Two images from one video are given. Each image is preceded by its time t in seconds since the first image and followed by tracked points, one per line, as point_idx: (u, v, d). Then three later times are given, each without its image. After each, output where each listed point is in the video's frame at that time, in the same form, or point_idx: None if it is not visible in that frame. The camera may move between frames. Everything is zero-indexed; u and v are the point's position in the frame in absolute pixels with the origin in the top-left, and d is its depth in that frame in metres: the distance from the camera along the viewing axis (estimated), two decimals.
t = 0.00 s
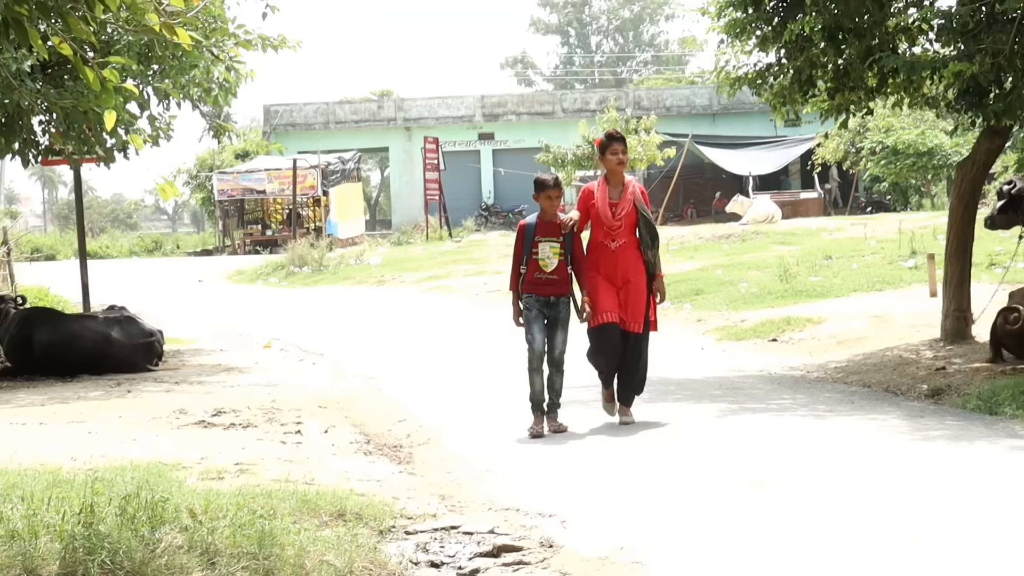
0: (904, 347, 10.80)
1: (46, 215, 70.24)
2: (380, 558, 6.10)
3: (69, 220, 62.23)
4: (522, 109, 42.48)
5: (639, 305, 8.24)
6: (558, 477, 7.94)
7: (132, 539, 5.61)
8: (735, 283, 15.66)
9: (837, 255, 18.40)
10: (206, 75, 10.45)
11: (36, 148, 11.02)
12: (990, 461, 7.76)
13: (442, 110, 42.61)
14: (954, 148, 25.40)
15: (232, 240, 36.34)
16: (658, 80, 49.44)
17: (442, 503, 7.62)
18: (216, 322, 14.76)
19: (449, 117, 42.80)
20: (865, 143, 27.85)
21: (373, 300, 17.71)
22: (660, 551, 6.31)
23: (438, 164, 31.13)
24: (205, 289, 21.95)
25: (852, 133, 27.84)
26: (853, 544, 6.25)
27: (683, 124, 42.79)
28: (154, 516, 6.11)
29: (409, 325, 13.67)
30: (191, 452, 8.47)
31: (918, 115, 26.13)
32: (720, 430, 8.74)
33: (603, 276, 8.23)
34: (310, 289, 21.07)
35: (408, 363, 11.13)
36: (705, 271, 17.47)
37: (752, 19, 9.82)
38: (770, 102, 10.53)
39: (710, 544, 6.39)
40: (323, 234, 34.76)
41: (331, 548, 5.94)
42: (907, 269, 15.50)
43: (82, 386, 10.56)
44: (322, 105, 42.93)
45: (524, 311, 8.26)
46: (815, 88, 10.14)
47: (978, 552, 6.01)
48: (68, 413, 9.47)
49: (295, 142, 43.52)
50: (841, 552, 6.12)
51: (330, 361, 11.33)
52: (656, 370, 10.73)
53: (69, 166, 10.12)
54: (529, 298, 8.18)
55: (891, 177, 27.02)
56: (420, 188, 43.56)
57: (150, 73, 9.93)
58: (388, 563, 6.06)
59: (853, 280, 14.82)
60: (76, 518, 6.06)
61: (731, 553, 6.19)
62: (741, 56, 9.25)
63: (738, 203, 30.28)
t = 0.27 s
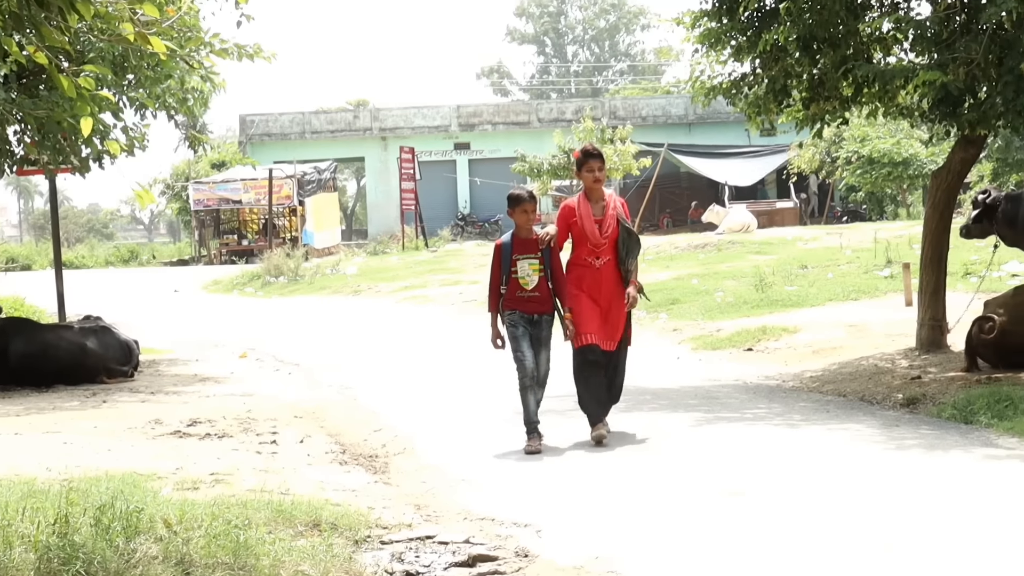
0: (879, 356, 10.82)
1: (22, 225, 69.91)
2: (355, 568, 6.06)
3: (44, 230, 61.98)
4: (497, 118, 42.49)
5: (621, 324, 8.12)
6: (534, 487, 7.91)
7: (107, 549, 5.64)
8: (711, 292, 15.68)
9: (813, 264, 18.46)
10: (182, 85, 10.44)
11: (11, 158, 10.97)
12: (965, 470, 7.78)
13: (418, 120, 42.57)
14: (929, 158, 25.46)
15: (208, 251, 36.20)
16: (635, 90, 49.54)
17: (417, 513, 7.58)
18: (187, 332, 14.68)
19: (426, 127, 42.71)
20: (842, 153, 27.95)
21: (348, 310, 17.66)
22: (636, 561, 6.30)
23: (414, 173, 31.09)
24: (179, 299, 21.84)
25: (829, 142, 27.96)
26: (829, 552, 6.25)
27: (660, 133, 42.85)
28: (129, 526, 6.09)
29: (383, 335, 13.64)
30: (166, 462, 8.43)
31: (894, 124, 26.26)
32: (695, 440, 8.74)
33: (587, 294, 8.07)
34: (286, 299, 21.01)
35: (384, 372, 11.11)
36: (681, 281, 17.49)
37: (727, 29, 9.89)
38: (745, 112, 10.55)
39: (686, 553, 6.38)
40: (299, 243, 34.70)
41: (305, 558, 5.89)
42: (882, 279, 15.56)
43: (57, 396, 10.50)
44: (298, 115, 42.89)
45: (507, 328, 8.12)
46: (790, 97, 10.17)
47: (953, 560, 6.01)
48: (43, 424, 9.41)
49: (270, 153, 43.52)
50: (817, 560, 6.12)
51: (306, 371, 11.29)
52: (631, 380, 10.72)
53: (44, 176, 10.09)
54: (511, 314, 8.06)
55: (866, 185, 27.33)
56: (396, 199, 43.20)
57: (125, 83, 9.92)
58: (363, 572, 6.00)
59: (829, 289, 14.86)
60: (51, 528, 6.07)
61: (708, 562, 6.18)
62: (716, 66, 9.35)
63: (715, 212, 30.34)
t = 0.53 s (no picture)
0: (869, 363, 10.83)
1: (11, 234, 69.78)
2: None
3: (34, 239, 61.88)
4: (487, 127, 42.47)
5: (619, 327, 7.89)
6: (525, 495, 7.89)
7: (96, 558, 5.69)
8: (701, 300, 15.69)
9: (803, 271, 18.49)
10: (171, 94, 10.46)
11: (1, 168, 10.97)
12: (956, 476, 7.78)
13: (408, 129, 42.52)
14: (918, 165, 25.53)
15: (198, 260, 36.19)
16: (625, 98, 49.57)
17: (408, 521, 7.56)
18: (176, 341, 14.67)
19: (415, 135, 42.69)
20: (832, 161, 28.04)
21: (338, 319, 17.66)
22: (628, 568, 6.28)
23: (404, 183, 31.10)
24: (169, 308, 21.84)
25: (818, 149, 28.04)
26: (820, 559, 6.25)
27: (650, 142, 42.88)
28: (119, 534, 6.08)
29: (373, 343, 13.64)
30: (156, 471, 8.41)
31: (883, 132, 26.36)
32: (686, 448, 8.73)
33: (582, 297, 7.84)
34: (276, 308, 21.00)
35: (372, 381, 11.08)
36: (671, 288, 17.51)
37: (716, 36, 9.88)
38: (734, 120, 10.58)
39: (676, 561, 6.37)
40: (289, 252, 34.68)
41: (296, 565, 5.86)
42: (872, 286, 15.59)
43: (47, 406, 10.48)
44: (288, 124, 42.91)
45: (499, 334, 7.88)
46: (780, 104, 10.19)
47: (944, 566, 6.02)
48: (32, 433, 9.38)
49: (260, 161, 43.61)
50: (808, 567, 6.11)
51: (295, 380, 11.28)
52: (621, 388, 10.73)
53: (33, 185, 10.09)
54: (503, 320, 7.82)
55: (856, 194, 27.38)
56: (386, 208, 43.34)
57: (113, 92, 9.93)
58: None
59: (818, 297, 14.89)
60: (40, 537, 6.08)
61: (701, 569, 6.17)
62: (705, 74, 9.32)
63: (705, 220, 30.39)
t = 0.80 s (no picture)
0: (859, 368, 10.85)
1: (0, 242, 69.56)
2: None
3: (24, 247, 61.64)
4: (476, 134, 42.27)
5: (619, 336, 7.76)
6: (515, 501, 7.90)
7: (85, 566, 5.76)
8: (691, 305, 15.71)
9: (792, 276, 18.51)
10: (159, 103, 10.48)
11: None
12: (944, 479, 7.80)
13: (397, 135, 42.53)
14: (907, 169, 25.54)
15: (187, 267, 36.14)
16: (615, 104, 49.56)
17: (397, 528, 7.55)
18: (165, 349, 14.65)
19: (405, 142, 42.69)
20: (821, 165, 28.06)
21: (327, 326, 17.65)
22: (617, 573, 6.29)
23: (392, 189, 31.05)
24: (159, 316, 21.80)
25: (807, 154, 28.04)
26: (809, 563, 6.26)
27: (640, 148, 42.84)
28: (109, 542, 6.11)
29: (362, 350, 13.64)
30: (145, 478, 8.40)
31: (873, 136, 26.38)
32: (675, 453, 8.74)
33: (578, 308, 7.79)
34: (266, 315, 20.98)
35: (362, 387, 11.09)
36: (661, 294, 17.52)
37: (704, 42, 9.88)
38: (724, 125, 10.59)
39: (665, 565, 6.37)
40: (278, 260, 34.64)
41: (283, 572, 5.85)
42: (862, 290, 15.62)
43: (37, 413, 10.48)
44: (277, 131, 42.81)
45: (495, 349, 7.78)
46: (768, 110, 10.19)
47: (932, 570, 6.03)
48: (22, 441, 9.37)
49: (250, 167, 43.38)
50: (796, 572, 6.12)
51: (285, 387, 11.27)
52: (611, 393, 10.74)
53: (22, 194, 10.10)
54: (500, 334, 7.73)
55: (846, 199, 27.31)
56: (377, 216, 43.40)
57: (101, 100, 9.95)
58: None
59: (808, 301, 14.91)
60: (29, 545, 6.11)
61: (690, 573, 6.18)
62: (694, 79, 9.32)
63: (695, 226, 30.37)
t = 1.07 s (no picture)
0: (833, 375, 10.88)
1: None
2: None
3: None
4: (452, 139, 41.82)
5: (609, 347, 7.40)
6: (489, 508, 7.89)
7: (59, 570, 6.00)
8: (666, 313, 15.75)
9: (767, 284, 18.59)
10: (135, 107, 10.47)
11: None
12: (917, 487, 7.84)
13: (373, 140, 42.01)
14: (883, 177, 25.66)
15: (163, 271, 35.93)
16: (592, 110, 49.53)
17: (370, 534, 7.54)
18: (136, 354, 14.57)
19: (381, 147, 42.13)
20: (798, 173, 28.15)
21: (301, 331, 17.62)
22: None
23: (369, 195, 30.97)
24: (132, 320, 21.70)
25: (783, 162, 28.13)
26: (806, 569, 6.27)
27: (615, 153, 42.26)
28: (82, 547, 6.34)
29: (336, 356, 13.61)
30: (118, 483, 8.37)
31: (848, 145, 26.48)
32: (649, 460, 8.76)
33: (567, 316, 7.47)
34: (240, 320, 20.88)
35: (337, 393, 11.07)
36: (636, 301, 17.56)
37: (680, 49, 9.90)
38: (699, 132, 10.61)
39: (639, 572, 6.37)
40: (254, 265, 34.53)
41: None
42: (836, 299, 15.70)
43: (11, 418, 10.42)
44: (253, 136, 42.39)
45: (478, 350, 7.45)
46: (743, 118, 10.21)
47: None
48: None
49: (226, 173, 43.07)
50: None
51: (260, 392, 11.25)
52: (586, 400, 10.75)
53: None
54: (483, 335, 7.39)
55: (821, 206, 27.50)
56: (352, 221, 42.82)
57: (75, 104, 9.94)
58: None
59: (783, 309, 14.97)
60: (4, 549, 6.35)
61: None
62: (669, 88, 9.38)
63: (670, 232, 30.43)
